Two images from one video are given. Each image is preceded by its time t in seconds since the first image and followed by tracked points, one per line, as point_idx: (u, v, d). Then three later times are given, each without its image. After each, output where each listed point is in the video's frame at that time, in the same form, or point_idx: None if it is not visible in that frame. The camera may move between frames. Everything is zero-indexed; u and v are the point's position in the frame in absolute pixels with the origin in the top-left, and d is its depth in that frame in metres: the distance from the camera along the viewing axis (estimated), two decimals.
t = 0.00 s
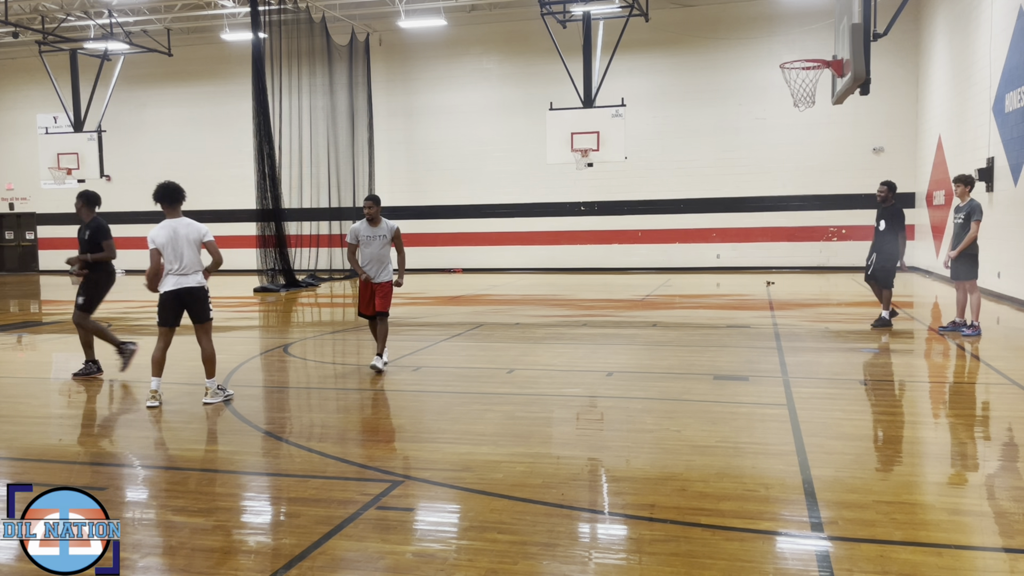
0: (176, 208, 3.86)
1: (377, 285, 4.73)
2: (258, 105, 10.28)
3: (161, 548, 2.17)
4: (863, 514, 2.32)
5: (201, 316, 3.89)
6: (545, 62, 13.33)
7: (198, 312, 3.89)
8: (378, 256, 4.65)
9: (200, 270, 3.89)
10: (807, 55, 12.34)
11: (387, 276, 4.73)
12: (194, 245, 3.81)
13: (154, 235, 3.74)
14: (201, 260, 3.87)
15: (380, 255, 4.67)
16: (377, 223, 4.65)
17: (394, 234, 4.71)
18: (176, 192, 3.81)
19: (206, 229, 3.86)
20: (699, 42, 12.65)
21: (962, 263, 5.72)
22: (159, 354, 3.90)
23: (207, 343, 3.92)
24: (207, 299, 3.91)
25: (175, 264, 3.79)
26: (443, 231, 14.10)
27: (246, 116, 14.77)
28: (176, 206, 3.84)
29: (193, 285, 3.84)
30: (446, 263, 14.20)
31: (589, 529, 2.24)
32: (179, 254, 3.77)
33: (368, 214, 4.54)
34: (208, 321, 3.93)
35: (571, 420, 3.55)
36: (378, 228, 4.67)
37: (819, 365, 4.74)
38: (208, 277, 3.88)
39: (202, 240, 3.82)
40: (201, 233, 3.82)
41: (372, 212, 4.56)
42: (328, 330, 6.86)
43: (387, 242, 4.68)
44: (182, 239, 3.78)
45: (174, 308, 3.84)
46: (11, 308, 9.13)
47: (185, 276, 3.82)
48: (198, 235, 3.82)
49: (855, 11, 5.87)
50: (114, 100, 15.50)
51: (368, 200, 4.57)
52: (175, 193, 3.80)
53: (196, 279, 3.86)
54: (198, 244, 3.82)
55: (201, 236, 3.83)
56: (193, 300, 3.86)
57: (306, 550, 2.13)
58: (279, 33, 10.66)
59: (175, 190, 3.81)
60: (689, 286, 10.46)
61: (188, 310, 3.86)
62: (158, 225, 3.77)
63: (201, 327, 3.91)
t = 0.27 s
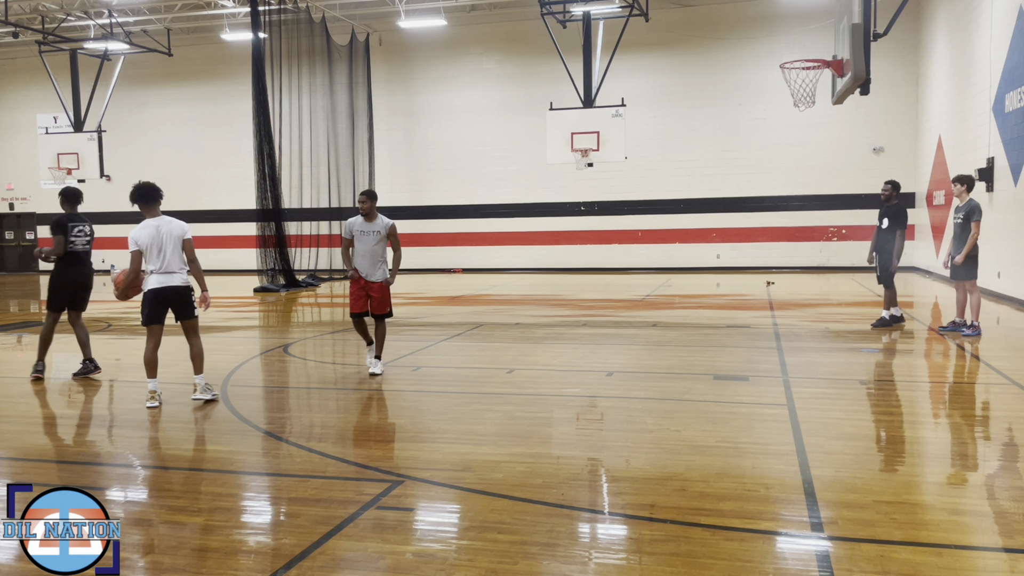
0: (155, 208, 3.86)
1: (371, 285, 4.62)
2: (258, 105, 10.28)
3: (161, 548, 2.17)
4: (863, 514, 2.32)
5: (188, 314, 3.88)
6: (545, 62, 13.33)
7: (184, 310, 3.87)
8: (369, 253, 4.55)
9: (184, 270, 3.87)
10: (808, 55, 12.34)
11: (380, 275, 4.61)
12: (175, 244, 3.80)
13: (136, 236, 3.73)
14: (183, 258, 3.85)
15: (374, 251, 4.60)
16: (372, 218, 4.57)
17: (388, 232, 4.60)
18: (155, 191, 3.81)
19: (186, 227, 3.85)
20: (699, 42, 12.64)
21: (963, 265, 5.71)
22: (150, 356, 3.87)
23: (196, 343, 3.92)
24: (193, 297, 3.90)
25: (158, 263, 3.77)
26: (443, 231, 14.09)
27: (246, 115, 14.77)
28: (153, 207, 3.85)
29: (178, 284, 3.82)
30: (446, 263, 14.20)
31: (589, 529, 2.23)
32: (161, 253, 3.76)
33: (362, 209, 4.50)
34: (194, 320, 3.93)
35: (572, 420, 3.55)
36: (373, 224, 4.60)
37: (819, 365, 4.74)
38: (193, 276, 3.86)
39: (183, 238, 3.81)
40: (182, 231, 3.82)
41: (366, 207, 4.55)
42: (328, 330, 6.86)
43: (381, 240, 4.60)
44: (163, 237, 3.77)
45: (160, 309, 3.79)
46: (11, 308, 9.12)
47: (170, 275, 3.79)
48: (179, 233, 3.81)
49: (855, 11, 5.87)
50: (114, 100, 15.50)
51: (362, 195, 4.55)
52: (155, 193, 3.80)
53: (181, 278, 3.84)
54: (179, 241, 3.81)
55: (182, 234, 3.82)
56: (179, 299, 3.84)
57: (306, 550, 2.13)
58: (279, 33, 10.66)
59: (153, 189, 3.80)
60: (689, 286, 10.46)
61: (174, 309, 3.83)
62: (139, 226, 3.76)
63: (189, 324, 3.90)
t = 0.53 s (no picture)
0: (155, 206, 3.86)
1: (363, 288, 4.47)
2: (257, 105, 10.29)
3: (161, 548, 2.17)
4: (863, 514, 2.32)
5: (181, 314, 3.86)
6: (545, 62, 13.33)
7: (176, 311, 3.83)
8: (357, 254, 4.40)
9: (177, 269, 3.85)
10: (807, 55, 12.34)
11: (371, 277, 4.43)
12: (166, 244, 3.78)
13: (129, 235, 3.75)
14: (175, 258, 3.82)
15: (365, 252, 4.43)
16: (359, 218, 4.43)
17: (377, 231, 4.43)
18: (154, 189, 3.80)
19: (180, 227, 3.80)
20: (699, 43, 12.64)
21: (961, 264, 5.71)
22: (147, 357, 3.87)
23: (190, 343, 3.91)
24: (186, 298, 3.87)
25: (148, 262, 3.77)
26: (443, 231, 14.09)
27: (246, 115, 14.77)
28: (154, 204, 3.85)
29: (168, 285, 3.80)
30: (446, 263, 14.19)
31: (589, 529, 2.23)
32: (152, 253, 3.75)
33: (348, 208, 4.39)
34: (189, 320, 3.91)
35: (571, 420, 3.55)
36: (362, 225, 4.47)
37: (819, 365, 4.74)
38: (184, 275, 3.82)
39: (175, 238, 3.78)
40: (174, 232, 3.79)
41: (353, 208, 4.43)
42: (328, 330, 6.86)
43: (370, 240, 4.43)
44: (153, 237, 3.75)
45: (151, 309, 3.79)
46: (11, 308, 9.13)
47: (160, 275, 3.78)
48: (171, 233, 3.77)
49: (855, 11, 5.87)
50: (114, 100, 15.51)
51: (348, 195, 4.47)
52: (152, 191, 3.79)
53: (173, 278, 3.81)
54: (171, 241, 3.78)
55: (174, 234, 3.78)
56: (169, 300, 3.81)
57: (306, 550, 2.13)
58: (279, 33, 10.72)
59: (148, 188, 3.79)
60: (689, 286, 10.46)
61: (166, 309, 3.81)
62: (133, 225, 3.77)
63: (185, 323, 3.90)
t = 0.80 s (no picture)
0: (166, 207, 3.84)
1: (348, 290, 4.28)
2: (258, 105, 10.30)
3: (161, 548, 2.17)
4: (863, 514, 2.32)
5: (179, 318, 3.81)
6: (545, 62, 13.33)
7: (172, 314, 3.78)
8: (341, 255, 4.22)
9: (178, 272, 3.81)
10: (807, 55, 12.34)
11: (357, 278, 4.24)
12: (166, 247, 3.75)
13: (134, 234, 3.77)
14: (176, 261, 3.79)
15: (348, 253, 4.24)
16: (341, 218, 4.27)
17: (360, 230, 4.25)
18: (163, 189, 3.78)
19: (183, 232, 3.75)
20: (699, 43, 12.64)
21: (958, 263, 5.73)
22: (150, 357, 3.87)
23: (190, 347, 3.88)
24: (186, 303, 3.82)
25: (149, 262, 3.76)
26: (443, 231, 14.09)
27: (246, 116, 14.78)
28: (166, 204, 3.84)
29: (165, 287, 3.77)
30: (446, 263, 14.19)
31: (589, 529, 2.24)
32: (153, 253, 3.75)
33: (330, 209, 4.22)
34: (189, 323, 3.88)
35: (572, 420, 3.55)
36: (346, 224, 4.31)
37: (819, 365, 4.74)
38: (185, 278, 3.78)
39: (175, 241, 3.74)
40: (175, 235, 3.76)
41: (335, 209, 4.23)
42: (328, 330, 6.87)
43: (354, 240, 4.25)
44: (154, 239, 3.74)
45: (152, 310, 3.79)
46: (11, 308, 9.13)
47: (158, 276, 3.76)
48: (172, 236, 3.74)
49: (855, 11, 5.87)
50: (114, 100, 15.51)
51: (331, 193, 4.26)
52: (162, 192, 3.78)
53: (171, 280, 3.78)
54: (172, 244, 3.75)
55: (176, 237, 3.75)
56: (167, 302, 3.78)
57: (306, 550, 2.13)
58: (279, 33, 10.85)
59: (156, 189, 3.78)
60: (689, 286, 10.47)
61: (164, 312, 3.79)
62: (140, 224, 3.79)
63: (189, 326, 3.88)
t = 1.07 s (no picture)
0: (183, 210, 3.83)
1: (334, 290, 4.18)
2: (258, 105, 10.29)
3: (161, 548, 2.17)
4: (863, 514, 2.32)
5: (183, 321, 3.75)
6: (545, 62, 13.33)
7: (178, 317, 3.75)
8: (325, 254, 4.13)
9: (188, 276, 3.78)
10: (807, 55, 12.34)
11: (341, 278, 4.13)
12: (176, 250, 3.73)
13: (150, 233, 3.79)
14: (186, 265, 3.76)
15: (333, 252, 4.13)
16: (327, 216, 4.15)
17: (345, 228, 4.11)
18: (180, 192, 3.77)
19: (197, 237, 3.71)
20: (699, 42, 12.64)
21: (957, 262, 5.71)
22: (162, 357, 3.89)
23: (181, 350, 3.77)
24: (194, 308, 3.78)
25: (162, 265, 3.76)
26: (443, 231, 14.09)
27: (246, 115, 14.78)
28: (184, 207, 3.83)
29: (173, 290, 3.74)
30: (446, 263, 14.19)
31: (589, 529, 2.23)
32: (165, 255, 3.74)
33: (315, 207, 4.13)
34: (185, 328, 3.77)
35: (572, 420, 3.55)
36: (333, 223, 4.18)
37: (819, 365, 4.74)
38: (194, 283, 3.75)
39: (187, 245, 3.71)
40: (186, 238, 3.73)
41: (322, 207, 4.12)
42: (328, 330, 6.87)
43: (339, 239, 4.13)
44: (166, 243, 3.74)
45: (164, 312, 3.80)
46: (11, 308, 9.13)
47: (168, 278, 3.75)
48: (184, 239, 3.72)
49: (855, 11, 5.87)
50: (114, 100, 15.51)
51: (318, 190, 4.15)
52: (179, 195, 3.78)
53: (180, 284, 3.75)
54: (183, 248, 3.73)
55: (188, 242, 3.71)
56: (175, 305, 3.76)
57: (306, 549, 2.13)
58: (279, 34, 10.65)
59: (174, 190, 3.78)
60: (689, 286, 10.47)
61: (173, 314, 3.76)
62: (157, 224, 3.80)
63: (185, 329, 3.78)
